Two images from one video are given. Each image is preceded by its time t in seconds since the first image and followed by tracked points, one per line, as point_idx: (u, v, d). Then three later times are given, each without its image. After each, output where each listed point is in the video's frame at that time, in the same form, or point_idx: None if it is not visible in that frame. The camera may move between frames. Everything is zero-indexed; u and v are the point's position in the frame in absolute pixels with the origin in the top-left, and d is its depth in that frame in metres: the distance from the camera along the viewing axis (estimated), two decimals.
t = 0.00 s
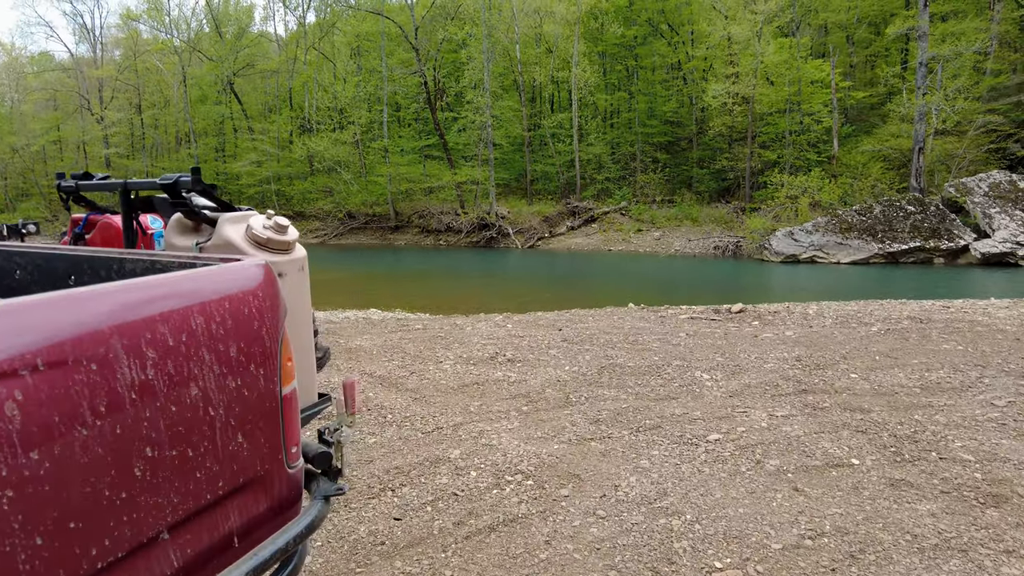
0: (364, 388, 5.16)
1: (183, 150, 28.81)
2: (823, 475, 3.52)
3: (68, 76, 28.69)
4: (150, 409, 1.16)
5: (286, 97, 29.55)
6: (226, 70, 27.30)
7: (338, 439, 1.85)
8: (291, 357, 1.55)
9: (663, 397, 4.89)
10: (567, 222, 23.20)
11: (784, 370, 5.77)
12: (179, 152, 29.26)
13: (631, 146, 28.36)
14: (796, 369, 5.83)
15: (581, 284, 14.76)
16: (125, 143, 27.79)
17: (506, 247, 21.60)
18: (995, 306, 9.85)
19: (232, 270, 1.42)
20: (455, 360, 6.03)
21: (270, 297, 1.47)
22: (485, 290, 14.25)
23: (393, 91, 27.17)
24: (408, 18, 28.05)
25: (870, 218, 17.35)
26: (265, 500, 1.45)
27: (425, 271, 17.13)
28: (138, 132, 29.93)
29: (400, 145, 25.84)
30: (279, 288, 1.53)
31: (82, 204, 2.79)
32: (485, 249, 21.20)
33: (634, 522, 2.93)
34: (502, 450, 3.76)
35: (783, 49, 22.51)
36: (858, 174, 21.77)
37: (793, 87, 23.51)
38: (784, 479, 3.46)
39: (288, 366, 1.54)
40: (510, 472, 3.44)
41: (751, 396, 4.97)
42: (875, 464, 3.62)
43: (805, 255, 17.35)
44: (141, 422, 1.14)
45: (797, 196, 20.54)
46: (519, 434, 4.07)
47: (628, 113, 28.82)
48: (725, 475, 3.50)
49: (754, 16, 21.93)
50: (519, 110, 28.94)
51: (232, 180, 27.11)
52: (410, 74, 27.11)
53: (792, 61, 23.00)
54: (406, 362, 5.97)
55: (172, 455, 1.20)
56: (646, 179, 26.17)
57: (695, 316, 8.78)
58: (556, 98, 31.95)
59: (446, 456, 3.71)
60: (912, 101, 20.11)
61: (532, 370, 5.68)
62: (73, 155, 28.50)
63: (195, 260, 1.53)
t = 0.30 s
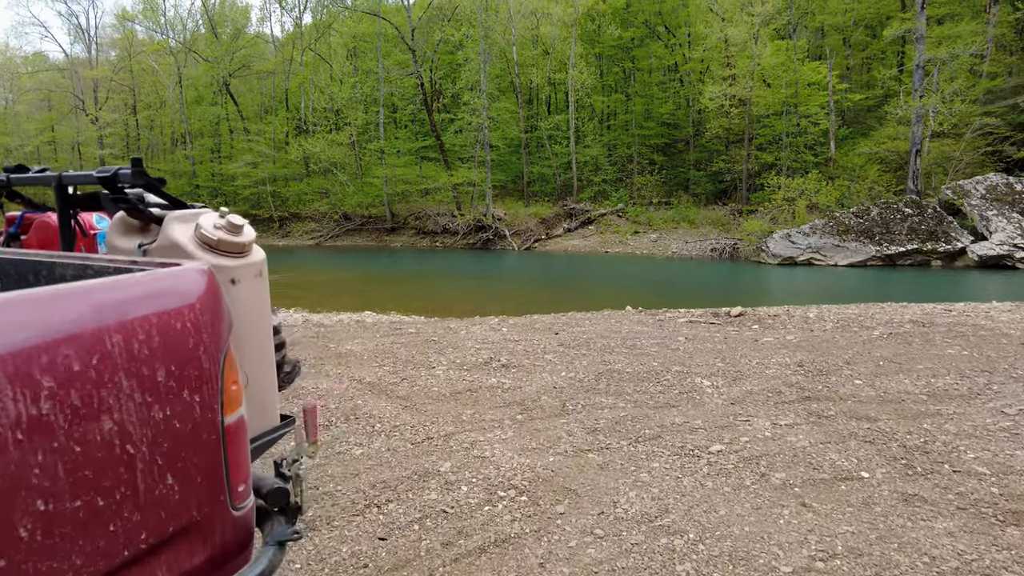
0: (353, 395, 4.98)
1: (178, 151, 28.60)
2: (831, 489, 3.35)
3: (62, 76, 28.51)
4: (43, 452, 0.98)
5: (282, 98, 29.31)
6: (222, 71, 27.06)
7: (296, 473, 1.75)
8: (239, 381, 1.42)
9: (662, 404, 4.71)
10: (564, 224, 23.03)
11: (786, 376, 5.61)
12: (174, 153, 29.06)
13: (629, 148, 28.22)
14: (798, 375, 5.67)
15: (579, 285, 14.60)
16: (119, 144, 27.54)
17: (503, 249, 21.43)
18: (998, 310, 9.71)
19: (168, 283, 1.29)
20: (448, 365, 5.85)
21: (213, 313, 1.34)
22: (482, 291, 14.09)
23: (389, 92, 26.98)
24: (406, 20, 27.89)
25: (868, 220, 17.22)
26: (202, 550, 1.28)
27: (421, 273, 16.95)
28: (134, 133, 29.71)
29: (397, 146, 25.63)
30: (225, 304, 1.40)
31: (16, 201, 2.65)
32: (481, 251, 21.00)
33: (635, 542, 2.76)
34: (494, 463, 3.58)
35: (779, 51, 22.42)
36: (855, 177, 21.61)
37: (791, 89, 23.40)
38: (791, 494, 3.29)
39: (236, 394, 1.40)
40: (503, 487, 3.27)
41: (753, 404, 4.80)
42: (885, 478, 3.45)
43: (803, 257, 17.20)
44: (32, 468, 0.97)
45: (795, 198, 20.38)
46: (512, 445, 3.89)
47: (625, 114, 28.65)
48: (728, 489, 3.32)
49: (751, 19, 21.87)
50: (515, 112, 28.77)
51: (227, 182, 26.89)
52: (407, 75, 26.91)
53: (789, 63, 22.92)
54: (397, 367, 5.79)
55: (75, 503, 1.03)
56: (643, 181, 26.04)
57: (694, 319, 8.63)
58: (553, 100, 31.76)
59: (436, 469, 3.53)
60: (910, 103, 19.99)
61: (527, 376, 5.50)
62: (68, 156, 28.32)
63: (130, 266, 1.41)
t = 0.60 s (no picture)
0: (341, 407, 4.80)
1: (175, 151, 28.42)
2: (842, 512, 3.18)
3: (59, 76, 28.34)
4: None
5: (280, 97, 29.13)
6: (219, 71, 26.85)
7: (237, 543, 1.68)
8: (164, 441, 1.17)
9: (662, 418, 4.54)
10: (563, 224, 22.84)
11: (790, 387, 5.44)
12: (170, 153, 28.86)
13: (627, 148, 28.04)
14: (803, 385, 5.50)
15: (578, 287, 14.43)
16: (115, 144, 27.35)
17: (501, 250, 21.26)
18: (1002, 314, 9.55)
19: (75, 324, 1.00)
20: (441, 375, 5.67)
21: (131, 362, 1.08)
22: (480, 293, 13.91)
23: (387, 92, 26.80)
24: (404, 20, 27.72)
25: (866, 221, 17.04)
26: None
27: (418, 275, 16.76)
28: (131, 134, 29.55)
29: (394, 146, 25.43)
30: (147, 351, 1.15)
31: None
32: (479, 252, 20.82)
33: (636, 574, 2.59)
34: (486, 483, 3.41)
35: (779, 51, 22.28)
36: (854, 178, 21.44)
37: (790, 89, 23.26)
38: (799, 518, 3.11)
39: (158, 460, 1.15)
40: (495, 512, 3.09)
41: (756, 417, 4.63)
42: (898, 500, 3.28)
43: (802, 259, 17.04)
44: None
45: (794, 199, 20.16)
46: (505, 463, 3.72)
47: (623, 115, 28.46)
48: (733, 513, 3.15)
49: (749, 19, 21.74)
50: (514, 112, 28.60)
51: (224, 183, 26.69)
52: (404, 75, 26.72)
53: (788, 64, 22.82)
54: (388, 377, 5.61)
55: None
56: (641, 182, 25.88)
57: (694, 325, 8.46)
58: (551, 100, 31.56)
59: (425, 491, 3.35)
60: (910, 104, 19.83)
61: (523, 386, 5.33)
62: (64, 155, 28.15)
63: (39, 304, 1.24)
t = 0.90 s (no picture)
0: (329, 418, 4.63)
1: (173, 153, 28.31)
2: (850, 531, 3.01)
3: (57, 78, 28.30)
4: None
5: (278, 99, 28.97)
6: (217, 73, 26.70)
7: None
8: (43, 509, 0.98)
9: (662, 429, 4.37)
10: (562, 226, 22.68)
11: (793, 395, 5.28)
12: (168, 155, 28.75)
13: (627, 149, 27.89)
14: (806, 393, 5.33)
15: (577, 288, 14.28)
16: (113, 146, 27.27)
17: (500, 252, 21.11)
18: (1008, 316, 9.38)
19: None
20: (434, 383, 5.50)
21: None
22: (479, 294, 13.75)
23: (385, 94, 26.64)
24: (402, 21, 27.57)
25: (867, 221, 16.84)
26: None
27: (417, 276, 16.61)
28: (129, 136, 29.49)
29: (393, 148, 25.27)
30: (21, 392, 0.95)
31: None
32: (478, 254, 20.66)
33: None
34: (477, 501, 3.25)
35: (778, 52, 22.16)
36: (854, 179, 21.26)
37: (789, 89, 23.13)
38: (804, 538, 2.95)
39: (29, 534, 0.94)
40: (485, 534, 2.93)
41: (759, 427, 4.47)
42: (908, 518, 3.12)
43: (803, 260, 16.88)
44: None
45: (794, 199, 19.95)
46: (498, 478, 3.55)
47: (622, 116, 28.27)
48: (735, 532, 2.99)
49: (749, 19, 21.62)
50: (513, 113, 28.47)
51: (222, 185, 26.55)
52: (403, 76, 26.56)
53: (787, 64, 22.71)
54: (379, 385, 5.44)
55: None
56: (641, 183, 25.75)
57: (695, 329, 8.30)
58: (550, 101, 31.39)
59: (412, 510, 3.19)
60: (909, 104, 19.67)
61: (518, 395, 5.17)
62: (63, 158, 28.09)
63: None
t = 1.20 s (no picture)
0: (315, 428, 4.46)
1: (172, 156, 28.19)
2: (862, 551, 2.83)
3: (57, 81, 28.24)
4: None
5: (277, 101, 28.82)
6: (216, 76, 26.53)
7: None
8: None
9: (661, 439, 4.19)
10: (562, 228, 22.47)
11: (798, 402, 5.09)
12: (168, 158, 28.64)
13: (627, 151, 27.69)
14: (812, 400, 5.14)
15: (578, 291, 14.08)
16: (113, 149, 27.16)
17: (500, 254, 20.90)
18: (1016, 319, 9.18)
19: None
20: (427, 390, 5.32)
21: None
22: (479, 297, 13.56)
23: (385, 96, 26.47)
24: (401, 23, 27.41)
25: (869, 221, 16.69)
26: None
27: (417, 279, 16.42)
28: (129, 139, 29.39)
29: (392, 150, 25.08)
30: None
31: None
32: (478, 256, 20.45)
33: None
34: (464, 519, 3.07)
35: (778, 53, 21.97)
36: (856, 180, 21.04)
37: (791, 90, 22.94)
38: (813, 559, 2.77)
39: None
40: (473, 556, 2.74)
41: (763, 436, 4.28)
42: (924, 536, 2.93)
43: (805, 261, 16.70)
44: None
45: (796, 201, 19.77)
46: (488, 494, 3.36)
47: (622, 117, 28.08)
48: (739, 553, 2.80)
49: (750, 20, 21.49)
50: (513, 115, 28.28)
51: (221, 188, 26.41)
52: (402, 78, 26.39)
53: (788, 65, 22.51)
54: (369, 393, 5.26)
55: None
56: (642, 185, 25.53)
57: (696, 333, 8.11)
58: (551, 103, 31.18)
59: (396, 528, 3.00)
60: (910, 104, 19.46)
61: (512, 402, 4.98)
62: (62, 161, 28.02)
63: None
